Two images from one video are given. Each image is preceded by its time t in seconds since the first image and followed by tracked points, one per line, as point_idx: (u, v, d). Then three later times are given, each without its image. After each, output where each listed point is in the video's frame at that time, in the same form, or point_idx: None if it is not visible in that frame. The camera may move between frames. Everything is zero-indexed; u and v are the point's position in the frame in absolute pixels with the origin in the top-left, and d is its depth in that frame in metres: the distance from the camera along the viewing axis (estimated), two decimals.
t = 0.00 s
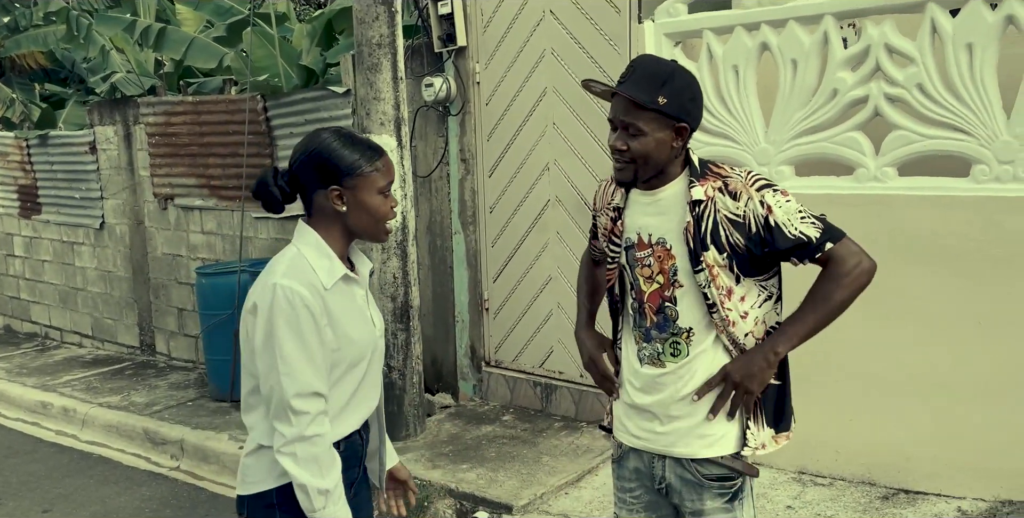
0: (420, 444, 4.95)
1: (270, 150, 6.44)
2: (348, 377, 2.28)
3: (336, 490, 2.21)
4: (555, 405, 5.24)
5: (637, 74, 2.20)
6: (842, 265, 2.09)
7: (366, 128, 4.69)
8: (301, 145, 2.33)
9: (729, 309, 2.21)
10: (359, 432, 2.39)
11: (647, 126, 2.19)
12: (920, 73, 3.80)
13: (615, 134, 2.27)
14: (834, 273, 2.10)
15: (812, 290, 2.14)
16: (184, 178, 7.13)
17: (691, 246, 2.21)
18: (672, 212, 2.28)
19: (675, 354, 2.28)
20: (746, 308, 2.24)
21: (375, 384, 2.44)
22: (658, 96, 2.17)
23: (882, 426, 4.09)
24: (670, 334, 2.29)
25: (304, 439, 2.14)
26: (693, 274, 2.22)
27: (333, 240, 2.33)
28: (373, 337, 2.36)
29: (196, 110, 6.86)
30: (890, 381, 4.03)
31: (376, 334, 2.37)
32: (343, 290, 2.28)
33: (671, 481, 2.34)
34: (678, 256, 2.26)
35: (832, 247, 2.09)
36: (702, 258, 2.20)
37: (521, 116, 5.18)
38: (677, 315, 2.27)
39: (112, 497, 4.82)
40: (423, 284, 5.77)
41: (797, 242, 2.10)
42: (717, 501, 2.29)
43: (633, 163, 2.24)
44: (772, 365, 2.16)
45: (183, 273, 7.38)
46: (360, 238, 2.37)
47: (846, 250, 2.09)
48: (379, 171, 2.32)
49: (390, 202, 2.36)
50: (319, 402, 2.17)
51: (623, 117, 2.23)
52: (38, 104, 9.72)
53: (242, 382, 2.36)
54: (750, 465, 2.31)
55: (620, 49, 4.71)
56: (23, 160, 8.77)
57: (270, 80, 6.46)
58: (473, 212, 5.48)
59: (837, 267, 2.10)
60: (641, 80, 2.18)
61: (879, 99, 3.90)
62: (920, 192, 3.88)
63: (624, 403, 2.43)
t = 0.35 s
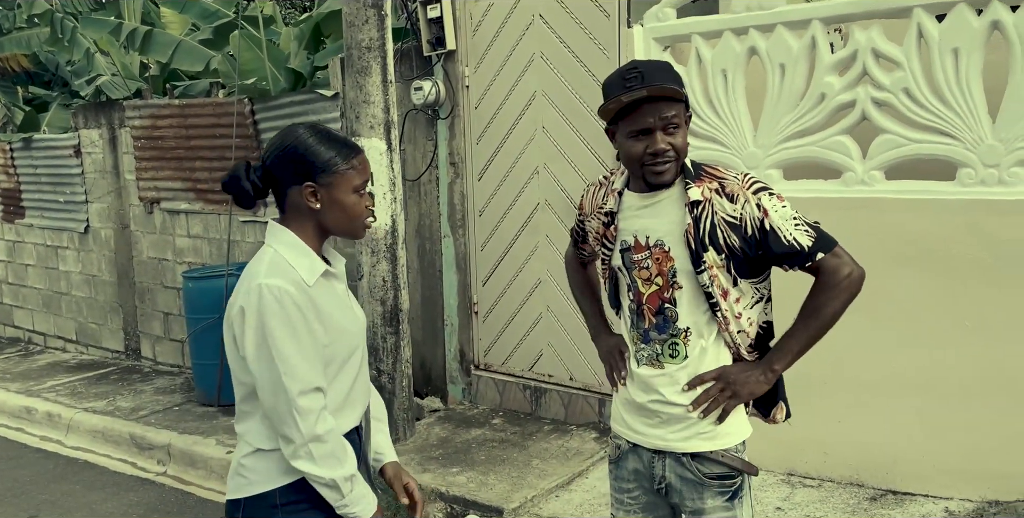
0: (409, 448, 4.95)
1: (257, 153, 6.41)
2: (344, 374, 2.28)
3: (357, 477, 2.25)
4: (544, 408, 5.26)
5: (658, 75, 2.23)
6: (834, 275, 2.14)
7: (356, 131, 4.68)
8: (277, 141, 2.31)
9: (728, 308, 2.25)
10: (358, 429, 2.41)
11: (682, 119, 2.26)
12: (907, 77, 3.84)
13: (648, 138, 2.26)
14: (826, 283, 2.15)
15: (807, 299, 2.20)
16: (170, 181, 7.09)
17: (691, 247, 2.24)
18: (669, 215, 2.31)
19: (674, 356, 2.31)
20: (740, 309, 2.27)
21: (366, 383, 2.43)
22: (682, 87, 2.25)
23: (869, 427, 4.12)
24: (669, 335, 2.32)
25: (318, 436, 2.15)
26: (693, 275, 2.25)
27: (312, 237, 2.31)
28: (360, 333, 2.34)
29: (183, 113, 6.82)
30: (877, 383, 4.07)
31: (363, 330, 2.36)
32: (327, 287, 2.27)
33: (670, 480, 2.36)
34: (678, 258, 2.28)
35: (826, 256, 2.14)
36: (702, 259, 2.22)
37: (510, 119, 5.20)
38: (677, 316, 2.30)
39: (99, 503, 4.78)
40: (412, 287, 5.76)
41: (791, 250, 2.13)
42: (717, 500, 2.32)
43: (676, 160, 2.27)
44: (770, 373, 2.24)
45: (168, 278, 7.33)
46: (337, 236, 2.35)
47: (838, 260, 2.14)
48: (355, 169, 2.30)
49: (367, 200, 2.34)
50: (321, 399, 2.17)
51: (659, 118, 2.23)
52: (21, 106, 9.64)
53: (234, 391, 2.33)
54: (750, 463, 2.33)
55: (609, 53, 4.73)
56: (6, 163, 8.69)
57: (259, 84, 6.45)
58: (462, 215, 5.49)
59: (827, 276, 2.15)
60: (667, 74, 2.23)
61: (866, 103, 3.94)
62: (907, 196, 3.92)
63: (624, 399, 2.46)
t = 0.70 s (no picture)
0: (399, 451, 4.94)
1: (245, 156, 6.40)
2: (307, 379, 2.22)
3: (323, 481, 2.20)
4: (533, 411, 5.27)
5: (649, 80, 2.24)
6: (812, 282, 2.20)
7: (345, 134, 4.68)
8: (248, 136, 2.30)
9: (717, 311, 2.29)
10: (331, 439, 2.35)
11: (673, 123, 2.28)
12: (893, 81, 3.87)
13: (643, 143, 2.26)
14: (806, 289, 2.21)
15: (789, 304, 2.26)
16: (157, 184, 7.06)
17: (683, 248, 2.27)
18: (658, 220, 2.33)
19: (664, 359, 2.33)
20: (728, 312, 2.29)
21: (340, 385, 2.37)
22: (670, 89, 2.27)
23: (856, 429, 4.15)
24: (659, 339, 2.34)
25: (274, 441, 2.10)
26: (685, 277, 2.28)
27: (269, 239, 2.27)
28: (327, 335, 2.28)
29: (170, 115, 6.79)
30: (865, 385, 4.09)
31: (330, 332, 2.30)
32: (285, 289, 2.21)
33: (659, 478, 2.36)
34: (670, 261, 2.30)
35: (807, 261, 2.19)
36: (694, 261, 2.25)
37: (500, 122, 5.21)
38: (668, 319, 2.32)
39: (85, 508, 4.75)
40: (401, 290, 5.77)
41: (775, 252, 2.18)
42: (706, 495, 2.33)
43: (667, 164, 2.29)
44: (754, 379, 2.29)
45: (155, 282, 7.29)
46: (296, 241, 2.29)
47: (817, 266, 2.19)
48: (316, 172, 2.25)
49: (332, 204, 2.29)
50: (277, 403, 2.12)
51: (654, 122, 2.24)
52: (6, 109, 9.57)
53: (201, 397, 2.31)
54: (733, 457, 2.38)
55: (598, 57, 4.76)
56: None
57: (246, 86, 6.46)
58: (451, 218, 5.50)
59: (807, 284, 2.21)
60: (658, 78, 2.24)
61: (853, 106, 3.97)
62: (894, 198, 3.95)
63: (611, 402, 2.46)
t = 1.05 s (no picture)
0: (389, 454, 4.94)
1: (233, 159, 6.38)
2: (281, 386, 2.15)
3: (295, 490, 2.12)
4: (523, 414, 5.28)
5: (605, 107, 2.21)
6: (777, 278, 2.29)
7: (335, 137, 4.67)
8: (230, 139, 2.25)
9: (694, 314, 2.33)
10: (313, 445, 2.28)
11: (635, 144, 2.26)
12: (880, 85, 3.90)
13: (605, 170, 2.26)
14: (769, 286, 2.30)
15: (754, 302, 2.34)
16: (145, 188, 7.03)
17: (661, 256, 2.30)
18: (638, 226, 2.36)
19: (643, 361, 2.36)
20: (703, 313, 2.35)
21: (322, 390, 2.31)
22: (632, 112, 2.25)
23: (845, 430, 4.17)
24: (638, 343, 2.36)
25: (239, 449, 2.04)
26: (664, 283, 2.32)
27: (245, 245, 2.24)
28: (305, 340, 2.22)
29: (158, 118, 6.75)
30: (854, 386, 4.11)
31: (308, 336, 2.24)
32: (258, 294, 2.16)
33: (631, 469, 2.38)
34: (649, 268, 2.34)
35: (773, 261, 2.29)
36: (672, 267, 2.30)
37: (490, 125, 5.22)
38: (646, 324, 2.35)
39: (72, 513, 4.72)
40: (391, 293, 5.76)
41: (746, 255, 2.26)
42: (677, 482, 2.34)
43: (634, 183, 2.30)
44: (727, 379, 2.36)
45: (142, 285, 7.25)
46: (271, 249, 2.25)
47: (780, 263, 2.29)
48: (292, 178, 2.20)
49: (309, 213, 2.24)
50: (243, 410, 2.06)
51: (613, 150, 2.23)
52: None
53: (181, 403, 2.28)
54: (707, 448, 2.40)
55: (588, 60, 4.78)
56: None
57: (236, 89, 6.53)
58: (441, 220, 5.50)
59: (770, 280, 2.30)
60: (618, 103, 2.22)
61: (841, 110, 3.99)
62: (881, 201, 3.97)
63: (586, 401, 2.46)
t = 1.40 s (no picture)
0: (379, 459, 4.91)
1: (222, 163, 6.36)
2: (263, 391, 2.13)
3: (278, 492, 2.10)
4: (514, 418, 5.27)
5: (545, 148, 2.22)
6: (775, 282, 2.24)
7: (325, 140, 4.65)
8: (216, 141, 2.23)
9: (682, 321, 2.29)
10: (299, 451, 2.25)
11: (570, 191, 2.26)
12: (870, 89, 3.91)
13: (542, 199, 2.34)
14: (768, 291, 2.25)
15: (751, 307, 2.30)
16: (132, 191, 6.99)
17: (645, 265, 2.28)
18: (625, 232, 2.34)
19: (634, 367, 2.35)
20: (694, 319, 2.31)
21: (309, 392, 2.29)
22: (566, 165, 2.20)
23: (834, 432, 4.18)
24: (629, 349, 2.35)
25: (217, 455, 2.01)
26: (649, 291, 2.29)
27: (229, 249, 2.22)
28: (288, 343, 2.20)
29: (147, 121, 6.71)
30: (842, 388, 4.13)
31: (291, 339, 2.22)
32: (237, 299, 2.14)
33: (626, 474, 2.37)
34: (636, 275, 2.32)
35: (767, 265, 2.24)
36: (657, 276, 2.26)
37: (480, 129, 5.22)
38: (636, 330, 2.33)
39: None
40: (381, 297, 5.75)
41: (736, 261, 2.20)
42: (672, 490, 2.34)
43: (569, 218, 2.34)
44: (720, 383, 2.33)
45: (131, 289, 7.20)
46: (255, 252, 2.23)
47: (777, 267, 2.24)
48: (278, 183, 2.18)
49: (291, 219, 2.23)
50: (222, 415, 2.03)
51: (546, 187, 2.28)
52: None
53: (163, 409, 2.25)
54: (700, 454, 2.39)
55: (579, 64, 4.78)
56: None
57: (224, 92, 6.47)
58: (432, 224, 5.49)
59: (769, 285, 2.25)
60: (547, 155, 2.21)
61: (831, 114, 4.00)
62: (872, 205, 3.98)
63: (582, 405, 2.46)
